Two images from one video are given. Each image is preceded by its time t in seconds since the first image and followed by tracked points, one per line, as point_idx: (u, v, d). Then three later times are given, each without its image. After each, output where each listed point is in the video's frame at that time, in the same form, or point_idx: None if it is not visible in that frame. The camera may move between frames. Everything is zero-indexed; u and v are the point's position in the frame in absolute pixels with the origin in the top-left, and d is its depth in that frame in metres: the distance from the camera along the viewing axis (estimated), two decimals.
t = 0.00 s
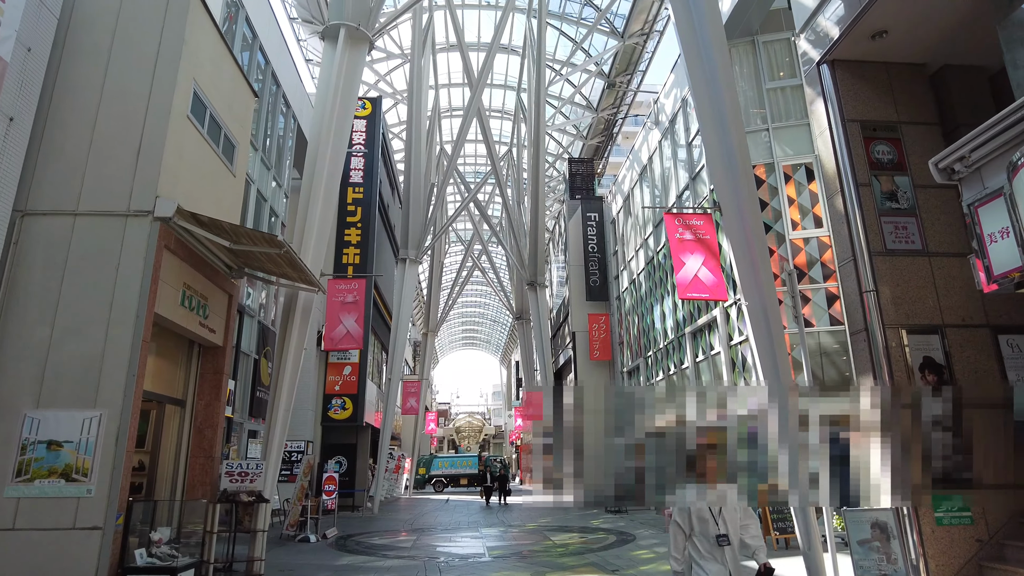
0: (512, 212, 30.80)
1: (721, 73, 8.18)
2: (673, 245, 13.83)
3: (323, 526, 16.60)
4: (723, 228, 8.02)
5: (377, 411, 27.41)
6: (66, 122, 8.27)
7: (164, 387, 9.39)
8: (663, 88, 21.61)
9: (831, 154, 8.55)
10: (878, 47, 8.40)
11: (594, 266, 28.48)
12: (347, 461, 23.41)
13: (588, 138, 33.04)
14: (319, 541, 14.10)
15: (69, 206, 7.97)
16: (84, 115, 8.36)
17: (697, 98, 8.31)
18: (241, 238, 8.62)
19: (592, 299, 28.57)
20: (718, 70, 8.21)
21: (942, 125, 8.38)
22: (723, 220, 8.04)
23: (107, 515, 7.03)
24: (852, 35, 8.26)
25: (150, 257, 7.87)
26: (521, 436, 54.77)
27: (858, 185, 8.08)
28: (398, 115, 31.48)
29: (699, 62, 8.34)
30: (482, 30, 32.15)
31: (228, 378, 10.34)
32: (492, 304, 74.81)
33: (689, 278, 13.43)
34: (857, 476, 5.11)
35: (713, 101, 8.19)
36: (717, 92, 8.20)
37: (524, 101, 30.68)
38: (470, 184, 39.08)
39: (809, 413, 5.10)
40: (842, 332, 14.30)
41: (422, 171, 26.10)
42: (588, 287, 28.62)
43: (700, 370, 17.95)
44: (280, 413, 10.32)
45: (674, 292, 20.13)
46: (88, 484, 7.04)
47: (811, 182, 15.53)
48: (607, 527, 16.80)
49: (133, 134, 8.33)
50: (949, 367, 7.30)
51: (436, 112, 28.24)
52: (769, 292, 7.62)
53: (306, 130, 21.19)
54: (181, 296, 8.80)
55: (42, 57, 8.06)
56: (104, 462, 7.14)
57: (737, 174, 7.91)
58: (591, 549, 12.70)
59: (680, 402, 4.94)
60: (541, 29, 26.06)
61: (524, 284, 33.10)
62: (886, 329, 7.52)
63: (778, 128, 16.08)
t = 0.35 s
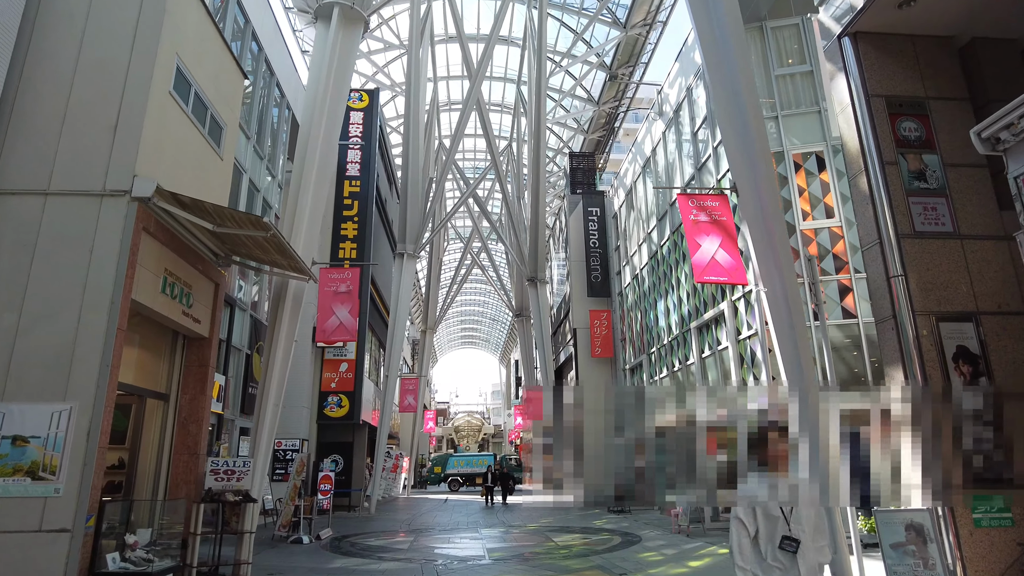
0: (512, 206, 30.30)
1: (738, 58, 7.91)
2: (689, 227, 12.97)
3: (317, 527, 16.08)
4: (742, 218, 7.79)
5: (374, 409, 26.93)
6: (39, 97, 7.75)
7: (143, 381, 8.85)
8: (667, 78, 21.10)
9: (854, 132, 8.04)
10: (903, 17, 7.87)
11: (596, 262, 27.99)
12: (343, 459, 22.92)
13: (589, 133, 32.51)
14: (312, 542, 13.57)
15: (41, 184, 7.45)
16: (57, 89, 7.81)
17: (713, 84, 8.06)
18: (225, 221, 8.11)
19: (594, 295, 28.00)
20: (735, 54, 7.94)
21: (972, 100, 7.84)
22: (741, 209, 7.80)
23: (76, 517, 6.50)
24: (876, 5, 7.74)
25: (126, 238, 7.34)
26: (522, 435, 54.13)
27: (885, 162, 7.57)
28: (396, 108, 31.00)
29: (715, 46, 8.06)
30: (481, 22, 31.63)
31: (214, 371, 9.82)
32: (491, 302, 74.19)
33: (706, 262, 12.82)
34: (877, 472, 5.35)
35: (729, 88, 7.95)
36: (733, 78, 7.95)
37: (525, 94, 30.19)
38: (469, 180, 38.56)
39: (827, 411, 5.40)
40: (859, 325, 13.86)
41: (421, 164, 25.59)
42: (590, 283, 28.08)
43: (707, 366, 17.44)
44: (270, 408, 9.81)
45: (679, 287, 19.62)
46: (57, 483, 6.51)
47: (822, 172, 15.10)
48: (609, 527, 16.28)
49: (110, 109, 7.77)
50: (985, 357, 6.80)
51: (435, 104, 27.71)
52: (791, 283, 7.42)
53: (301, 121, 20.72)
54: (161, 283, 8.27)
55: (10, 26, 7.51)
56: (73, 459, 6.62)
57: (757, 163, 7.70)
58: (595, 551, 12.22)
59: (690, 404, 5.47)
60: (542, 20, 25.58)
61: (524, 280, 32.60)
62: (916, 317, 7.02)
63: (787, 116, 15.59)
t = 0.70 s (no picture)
0: (511, 204, 29.81)
1: (756, 48, 7.70)
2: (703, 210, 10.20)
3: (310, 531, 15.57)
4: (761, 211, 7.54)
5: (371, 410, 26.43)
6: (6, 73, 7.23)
7: (120, 378, 8.34)
8: (671, 71, 20.60)
9: (878, 114, 7.54)
10: None
11: (596, 260, 27.57)
12: (339, 461, 22.43)
13: (590, 129, 31.98)
14: (304, 548, 13.06)
15: (8, 166, 6.94)
16: (28, 65, 7.30)
17: (730, 76, 7.90)
18: (206, 208, 7.57)
19: (595, 293, 27.46)
20: (753, 44, 7.74)
21: (1004, 80, 7.36)
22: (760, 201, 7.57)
23: (38, 526, 5.99)
24: None
25: (98, 224, 6.81)
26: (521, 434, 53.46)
27: (913, 144, 7.09)
28: (393, 104, 30.54)
29: (732, 38, 7.90)
30: (480, 16, 31.12)
31: (198, 368, 9.29)
32: (490, 302, 73.64)
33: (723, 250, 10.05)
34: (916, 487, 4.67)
35: (748, 79, 7.76)
36: (752, 69, 7.77)
37: (525, 90, 29.74)
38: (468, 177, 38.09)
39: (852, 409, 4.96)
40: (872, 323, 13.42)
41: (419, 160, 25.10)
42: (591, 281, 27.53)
43: (712, 365, 16.93)
44: (256, 407, 9.32)
45: (682, 284, 19.13)
46: (17, 489, 5.98)
47: (833, 165, 14.58)
48: (612, 532, 15.76)
49: (82, 87, 7.21)
50: None
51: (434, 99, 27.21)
52: (813, 276, 7.06)
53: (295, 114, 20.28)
54: (139, 274, 7.75)
55: None
56: (37, 464, 6.08)
57: (776, 155, 7.46)
58: (598, 556, 11.72)
59: (691, 402, 5.03)
60: (542, 13, 25.14)
61: (524, 278, 32.10)
62: (949, 309, 6.53)
63: (796, 107, 15.06)
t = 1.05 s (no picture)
0: (509, 199, 29.27)
1: (779, 48, 8.31)
2: (717, 189, 9.20)
3: (301, 533, 15.01)
4: (784, 196, 8.27)
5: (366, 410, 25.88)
6: None
7: (93, 372, 7.81)
8: (674, 60, 20.08)
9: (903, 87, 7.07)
10: None
11: (596, 255, 27.04)
12: (332, 461, 21.86)
13: (590, 123, 31.46)
14: (294, 552, 12.49)
15: None
16: None
17: (752, 74, 8.45)
18: (182, 187, 7.02)
19: (595, 290, 26.89)
20: (776, 45, 8.35)
21: None
22: (784, 189, 8.28)
23: None
24: None
25: (63, 201, 6.25)
26: (520, 434, 52.88)
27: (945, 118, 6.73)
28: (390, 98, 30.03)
29: (754, 38, 8.44)
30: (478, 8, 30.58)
31: (177, 362, 8.72)
32: (489, 301, 73.02)
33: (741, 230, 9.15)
34: None
35: (770, 77, 8.34)
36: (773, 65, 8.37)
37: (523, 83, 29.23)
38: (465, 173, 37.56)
39: None
40: (884, 317, 12.96)
41: (414, 154, 24.56)
42: (591, 278, 26.96)
43: (717, 362, 16.40)
44: (239, 403, 8.85)
45: (685, 280, 18.60)
46: None
47: (843, 154, 14.02)
48: (614, 535, 15.17)
49: (48, 53, 6.64)
50: None
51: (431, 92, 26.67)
52: (834, 255, 7.96)
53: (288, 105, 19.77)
54: (110, 258, 7.16)
55: None
56: None
57: (800, 147, 8.16)
58: (600, 561, 11.15)
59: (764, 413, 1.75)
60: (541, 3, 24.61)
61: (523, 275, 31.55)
62: (987, 295, 6.33)
63: (805, 93, 14.48)
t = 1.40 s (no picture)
0: (510, 192, 28.77)
1: (806, 15, 7.81)
2: (742, 160, 8.73)
3: (294, 532, 14.47)
4: (811, 165, 7.80)
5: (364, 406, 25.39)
6: None
7: (67, 359, 7.28)
8: (680, 47, 19.57)
9: (943, 55, 6.86)
10: None
11: (599, 250, 26.58)
12: (327, 458, 21.37)
13: (591, 116, 30.94)
14: (285, 552, 11.95)
15: None
16: None
17: (777, 40, 7.92)
18: (160, 158, 6.51)
19: (596, 285, 26.31)
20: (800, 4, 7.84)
21: None
22: (813, 163, 7.79)
23: None
24: None
25: (26, 169, 5.72)
26: (520, 430, 52.36)
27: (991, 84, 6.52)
28: (388, 89, 29.50)
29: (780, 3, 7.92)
30: None
31: (159, 349, 8.20)
32: (488, 298, 72.49)
33: (766, 204, 8.68)
34: None
35: (795, 37, 7.84)
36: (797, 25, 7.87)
37: (524, 73, 28.67)
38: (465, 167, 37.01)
39: None
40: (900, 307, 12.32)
41: (413, 144, 24.04)
42: (593, 272, 26.37)
43: (725, 356, 15.88)
44: (224, 394, 8.38)
45: (691, 272, 18.08)
46: None
47: (858, 139, 13.38)
48: (618, 534, 14.66)
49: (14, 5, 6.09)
50: None
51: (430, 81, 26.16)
52: (866, 232, 7.50)
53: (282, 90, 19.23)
54: (83, 235, 6.62)
55: None
56: None
57: (828, 117, 7.66)
58: (607, 561, 10.62)
59: None
60: None
61: (524, 269, 31.03)
62: None
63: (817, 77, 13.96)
